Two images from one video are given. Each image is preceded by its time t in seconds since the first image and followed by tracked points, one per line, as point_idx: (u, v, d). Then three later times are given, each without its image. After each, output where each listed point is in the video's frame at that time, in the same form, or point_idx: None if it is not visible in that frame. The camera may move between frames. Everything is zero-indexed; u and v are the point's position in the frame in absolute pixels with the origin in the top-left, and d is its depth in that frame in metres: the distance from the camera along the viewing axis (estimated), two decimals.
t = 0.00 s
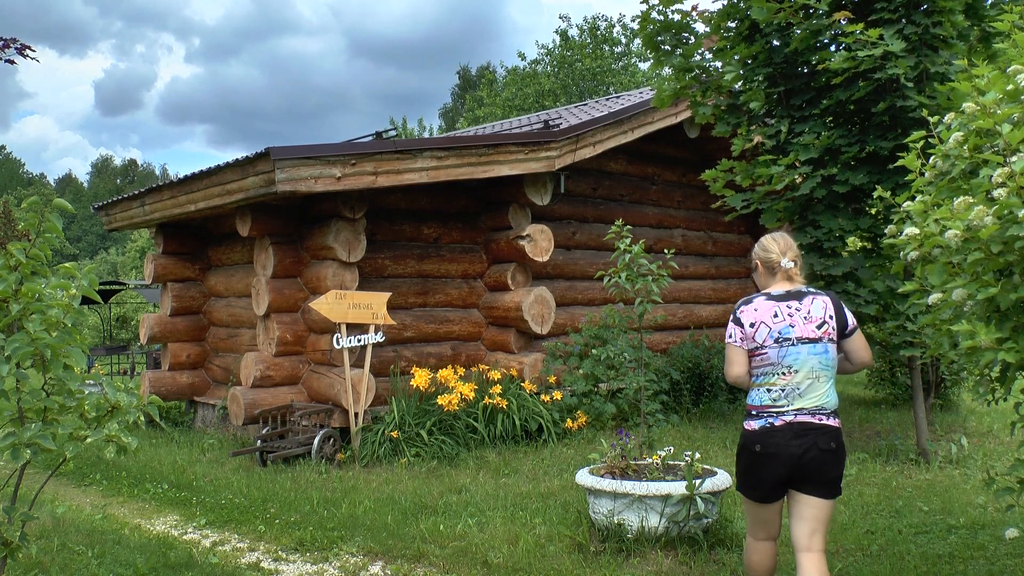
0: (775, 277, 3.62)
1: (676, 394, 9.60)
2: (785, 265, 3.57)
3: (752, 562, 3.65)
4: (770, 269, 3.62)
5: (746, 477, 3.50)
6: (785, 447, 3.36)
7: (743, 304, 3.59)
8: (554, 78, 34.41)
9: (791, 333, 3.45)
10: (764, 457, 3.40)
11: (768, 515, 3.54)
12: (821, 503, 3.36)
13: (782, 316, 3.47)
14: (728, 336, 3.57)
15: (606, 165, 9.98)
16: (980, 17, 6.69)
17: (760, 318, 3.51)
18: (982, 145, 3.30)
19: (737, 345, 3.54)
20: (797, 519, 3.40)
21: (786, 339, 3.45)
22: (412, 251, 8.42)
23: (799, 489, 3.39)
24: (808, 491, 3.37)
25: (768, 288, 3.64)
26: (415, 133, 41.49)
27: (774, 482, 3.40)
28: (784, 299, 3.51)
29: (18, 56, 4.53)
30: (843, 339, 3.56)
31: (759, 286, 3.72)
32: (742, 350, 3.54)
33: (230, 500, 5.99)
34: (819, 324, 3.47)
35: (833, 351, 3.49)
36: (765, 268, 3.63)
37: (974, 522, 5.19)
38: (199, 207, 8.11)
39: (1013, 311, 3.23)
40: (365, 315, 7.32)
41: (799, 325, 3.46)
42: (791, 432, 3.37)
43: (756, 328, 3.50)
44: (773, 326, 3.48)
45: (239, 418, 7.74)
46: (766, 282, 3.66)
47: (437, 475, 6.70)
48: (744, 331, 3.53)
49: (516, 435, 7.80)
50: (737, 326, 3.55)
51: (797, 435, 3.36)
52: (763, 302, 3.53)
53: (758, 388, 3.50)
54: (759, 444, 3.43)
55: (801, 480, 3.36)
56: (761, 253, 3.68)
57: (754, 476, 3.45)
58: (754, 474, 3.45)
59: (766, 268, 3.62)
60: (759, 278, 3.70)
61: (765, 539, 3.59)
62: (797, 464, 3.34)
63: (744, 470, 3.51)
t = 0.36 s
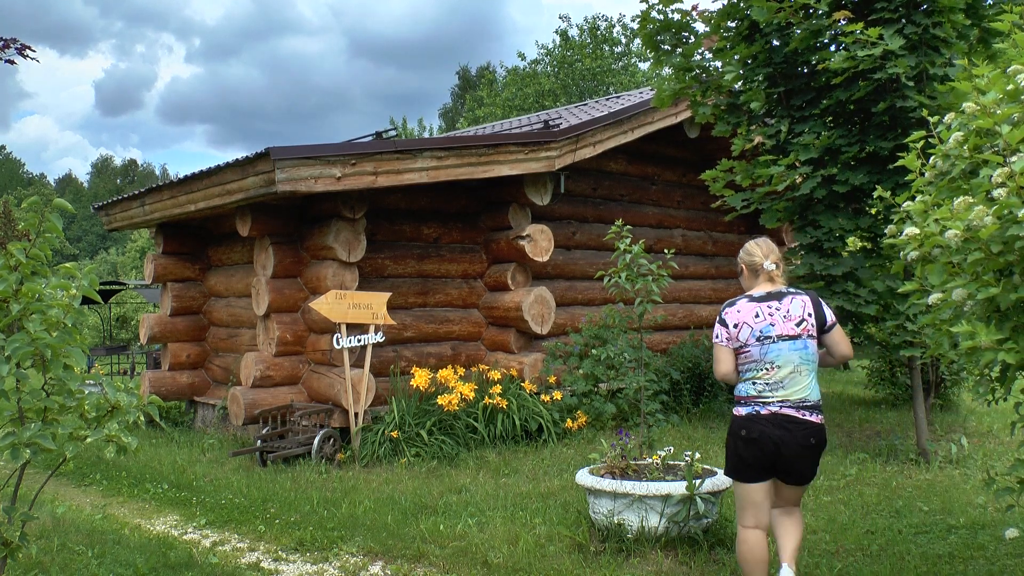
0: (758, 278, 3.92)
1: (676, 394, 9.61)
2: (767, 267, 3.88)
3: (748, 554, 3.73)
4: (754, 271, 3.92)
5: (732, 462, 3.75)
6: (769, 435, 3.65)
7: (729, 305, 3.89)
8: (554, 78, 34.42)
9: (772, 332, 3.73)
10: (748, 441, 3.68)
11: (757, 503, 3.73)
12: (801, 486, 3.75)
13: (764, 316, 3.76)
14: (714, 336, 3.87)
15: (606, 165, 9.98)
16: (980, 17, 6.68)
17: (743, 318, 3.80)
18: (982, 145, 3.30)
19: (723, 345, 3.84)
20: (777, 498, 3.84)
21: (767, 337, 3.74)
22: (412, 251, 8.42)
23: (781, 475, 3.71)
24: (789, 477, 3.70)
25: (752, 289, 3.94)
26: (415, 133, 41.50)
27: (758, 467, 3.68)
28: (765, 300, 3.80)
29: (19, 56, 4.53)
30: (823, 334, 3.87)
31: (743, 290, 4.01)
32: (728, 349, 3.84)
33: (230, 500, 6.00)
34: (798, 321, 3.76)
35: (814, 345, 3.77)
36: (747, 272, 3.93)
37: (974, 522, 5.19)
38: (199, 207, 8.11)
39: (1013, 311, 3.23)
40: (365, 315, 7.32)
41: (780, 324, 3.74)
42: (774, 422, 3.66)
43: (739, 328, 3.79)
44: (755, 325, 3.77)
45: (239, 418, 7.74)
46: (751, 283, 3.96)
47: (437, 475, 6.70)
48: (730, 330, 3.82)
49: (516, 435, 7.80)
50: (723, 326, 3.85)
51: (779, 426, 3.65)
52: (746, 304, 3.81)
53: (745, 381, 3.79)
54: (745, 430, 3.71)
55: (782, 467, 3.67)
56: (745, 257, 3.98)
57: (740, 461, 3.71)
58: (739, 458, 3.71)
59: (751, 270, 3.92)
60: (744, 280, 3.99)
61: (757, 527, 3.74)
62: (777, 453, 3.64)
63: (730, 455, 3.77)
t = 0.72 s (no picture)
0: (766, 280, 3.93)
1: (676, 394, 9.60)
2: (775, 270, 3.89)
3: (754, 547, 3.67)
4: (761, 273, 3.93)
5: (742, 457, 3.73)
6: (781, 430, 3.67)
7: (739, 306, 3.88)
8: (554, 78, 34.42)
9: (783, 331, 3.74)
10: (761, 438, 3.68)
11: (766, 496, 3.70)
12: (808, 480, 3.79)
13: (775, 316, 3.77)
14: (725, 335, 3.84)
15: (606, 165, 9.98)
16: (980, 17, 6.69)
17: (755, 318, 3.79)
18: (982, 145, 3.30)
19: (734, 344, 3.81)
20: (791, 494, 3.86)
21: (778, 336, 3.74)
22: (412, 251, 8.42)
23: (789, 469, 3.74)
24: (797, 471, 3.74)
25: (760, 291, 3.94)
26: (415, 133, 41.49)
27: (770, 460, 3.69)
28: (776, 301, 3.81)
29: (18, 56, 4.53)
30: (826, 336, 3.89)
31: (750, 292, 4.02)
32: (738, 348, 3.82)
33: (230, 500, 6.00)
34: (807, 322, 3.78)
35: (819, 346, 3.81)
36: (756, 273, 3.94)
37: (974, 522, 5.18)
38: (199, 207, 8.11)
39: (1014, 311, 3.22)
40: (365, 315, 7.32)
41: (791, 324, 3.75)
42: (786, 418, 3.67)
43: (750, 327, 3.78)
44: (767, 324, 3.77)
45: (239, 418, 7.74)
46: (757, 285, 3.96)
47: (437, 475, 6.70)
48: (741, 330, 3.80)
49: (516, 435, 7.80)
50: (734, 326, 3.83)
51: (790, 422, 3.67)
52: (757, 304, 3.81)
53: (755, 380, 3.77)
54: (757, 427, 3.70)
55: (792, 459, 3.71)
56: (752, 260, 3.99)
57: (753, 456, 3.70)
58: (751, 453, 3.71)
59: (758, 273, 3.93)
60: (751, 283, 4.00)
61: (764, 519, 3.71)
62: (789, 446, 3.67)
63: (739, 451, 3.75)
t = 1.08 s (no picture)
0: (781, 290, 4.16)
1: (676, 394, 9.60)
2: (788, 281, 4.19)
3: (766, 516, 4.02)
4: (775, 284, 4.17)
5: (772, 450, 3.99)
6: (817, 427, 3.89)
7: (762, 313, 4.14)
8: (554, 78, 34.43)
9: (811, 327, 4.02)
10: (799, 435, 3.90)
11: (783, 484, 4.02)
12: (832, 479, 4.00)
13: (800, 315, 4.06)
14: (754, 339, 4.08)
15: (606, 165, 9.98)
16: (980, 17, 6.69)
17: (782, 320, 4.06)
18: (982, 145, 3.31)
19: (764, 346, 4.04)
20: (806, 490, 4.04)
21: (807, 332, 4.02)
22: (412, 251, 8.42)
23: (816, 467, 3.96)
24: (823, 470, 3.96)
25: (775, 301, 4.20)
26: (415, 133, 41.49)
27: (798, 457, 3.93)
28: (796, 303, 4.11)
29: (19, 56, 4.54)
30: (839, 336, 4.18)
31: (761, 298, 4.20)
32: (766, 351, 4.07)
33: (230, 500, 6.00)
34: (827, 320, 4.10)
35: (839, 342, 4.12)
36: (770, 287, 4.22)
37: (974, 522, 5.19)
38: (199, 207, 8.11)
39: (1014, 311, 3.22)
40: (365, 315, 7.32)
41: (815, 322, 4.05)
42: (820, 415, 3.91)
43: (779, 329, 4.04)
44: (795, 323, 4.05)
45: (239, 418, 7.74)
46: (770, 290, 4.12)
47: (437, 475, 6.70)
48: (770, 333, 4.05)
49: (516, 435, 7.80)
50: (762, 330, 4.07)
51: (826, 418, 3.91)
52: (781, 308, 4.10)
53: (789, 377, 4.00)
54: (795, 425, 3.92)
55: (821, 458, 3.94)
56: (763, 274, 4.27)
57: (782, 450, 3.96)
58: (781, 447, 3.96)
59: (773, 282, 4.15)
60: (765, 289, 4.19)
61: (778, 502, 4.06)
62: (824, 442, 3.90)
63: (770, 444, 4.01)
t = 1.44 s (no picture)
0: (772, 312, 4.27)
1: (677, 394, 9.61)
2: (775, 311, 4.32)
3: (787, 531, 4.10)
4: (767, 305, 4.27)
5: (794, 456, 3.98)
6: (834, 425, 3.91)
7: (751, 340, 4.28)
8: (554, 78, 34.43)
9: (799, 335, 4.14)
10: (819, 436, 3.91)
11: (807, 489, 4.01)
12: (849, 478, 4.04)
13: (786, 328, 4.19)
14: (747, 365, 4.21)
15: (606, 165, 9.99)
16: (980, 17, 6.69)
17: (770, 338, 4.19)
18: (982, 145, 3.30)
19: (759, 369, 4.16)
20: (819, 492, 4.06)
21: (797, 339, 4.13)
22: (412, 251, 8.42)
23: (836, 466, 3.98)
24: (843, 467, 3.99)
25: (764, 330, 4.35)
26: (415, 132, 41.49)
27: (822, 458, 3.93)
28: (779, 322, 4.26)
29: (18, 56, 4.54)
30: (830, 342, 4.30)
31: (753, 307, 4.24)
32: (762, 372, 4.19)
33: (230, 500, 6.00)
34: (813, 326, 4.22)
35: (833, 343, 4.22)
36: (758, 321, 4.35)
37: (974, 522, 5.18)
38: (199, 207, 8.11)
39: (1013, 311, 3.22)
40: (365, 315, 7.32)
41: (802, 330, 4.17)
42: (834, 413, 3.94)
43: (769, 347, 4.17)
44: (783, 335, 4.17)
45: (239, 418, 7.74)
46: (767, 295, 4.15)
47: (436, 475, 6.70)
48: (763, 353, 4.17)
49: (516, 435, 7.80)
50: (756, 354, 4.19)
51: (841, 415, 3.93)
52: (766, 329, 4.25)
53: (795, 384, 4.07)
54: (812, 427, 3.93)
55: (842, 456, 3.95)
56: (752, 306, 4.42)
57: (805, 454, 3.95)
58: (803, 451, 3.95)
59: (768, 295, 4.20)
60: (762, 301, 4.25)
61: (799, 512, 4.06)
62: (843, 440, 3.91)
63: (792, 449, 3.99)
